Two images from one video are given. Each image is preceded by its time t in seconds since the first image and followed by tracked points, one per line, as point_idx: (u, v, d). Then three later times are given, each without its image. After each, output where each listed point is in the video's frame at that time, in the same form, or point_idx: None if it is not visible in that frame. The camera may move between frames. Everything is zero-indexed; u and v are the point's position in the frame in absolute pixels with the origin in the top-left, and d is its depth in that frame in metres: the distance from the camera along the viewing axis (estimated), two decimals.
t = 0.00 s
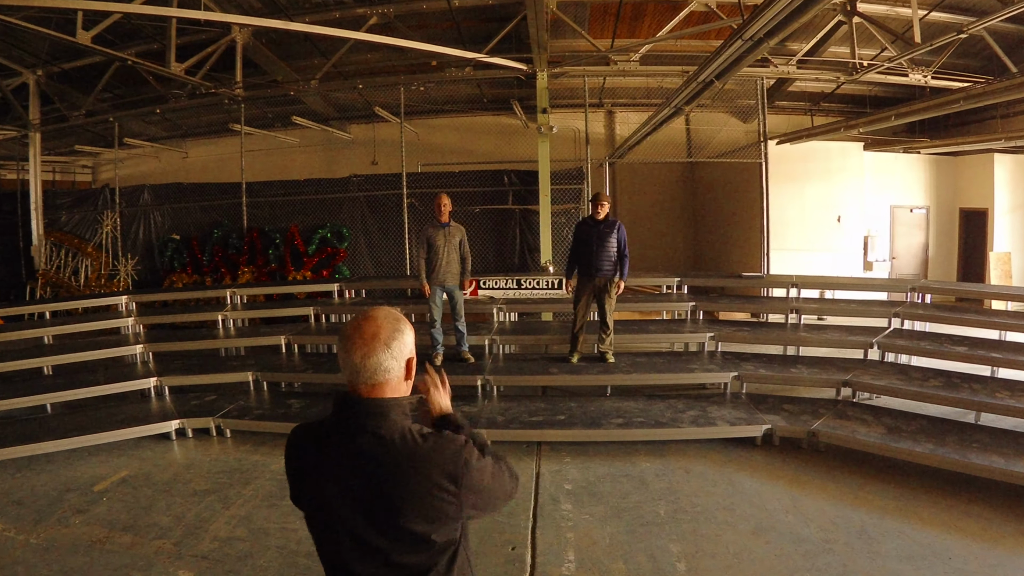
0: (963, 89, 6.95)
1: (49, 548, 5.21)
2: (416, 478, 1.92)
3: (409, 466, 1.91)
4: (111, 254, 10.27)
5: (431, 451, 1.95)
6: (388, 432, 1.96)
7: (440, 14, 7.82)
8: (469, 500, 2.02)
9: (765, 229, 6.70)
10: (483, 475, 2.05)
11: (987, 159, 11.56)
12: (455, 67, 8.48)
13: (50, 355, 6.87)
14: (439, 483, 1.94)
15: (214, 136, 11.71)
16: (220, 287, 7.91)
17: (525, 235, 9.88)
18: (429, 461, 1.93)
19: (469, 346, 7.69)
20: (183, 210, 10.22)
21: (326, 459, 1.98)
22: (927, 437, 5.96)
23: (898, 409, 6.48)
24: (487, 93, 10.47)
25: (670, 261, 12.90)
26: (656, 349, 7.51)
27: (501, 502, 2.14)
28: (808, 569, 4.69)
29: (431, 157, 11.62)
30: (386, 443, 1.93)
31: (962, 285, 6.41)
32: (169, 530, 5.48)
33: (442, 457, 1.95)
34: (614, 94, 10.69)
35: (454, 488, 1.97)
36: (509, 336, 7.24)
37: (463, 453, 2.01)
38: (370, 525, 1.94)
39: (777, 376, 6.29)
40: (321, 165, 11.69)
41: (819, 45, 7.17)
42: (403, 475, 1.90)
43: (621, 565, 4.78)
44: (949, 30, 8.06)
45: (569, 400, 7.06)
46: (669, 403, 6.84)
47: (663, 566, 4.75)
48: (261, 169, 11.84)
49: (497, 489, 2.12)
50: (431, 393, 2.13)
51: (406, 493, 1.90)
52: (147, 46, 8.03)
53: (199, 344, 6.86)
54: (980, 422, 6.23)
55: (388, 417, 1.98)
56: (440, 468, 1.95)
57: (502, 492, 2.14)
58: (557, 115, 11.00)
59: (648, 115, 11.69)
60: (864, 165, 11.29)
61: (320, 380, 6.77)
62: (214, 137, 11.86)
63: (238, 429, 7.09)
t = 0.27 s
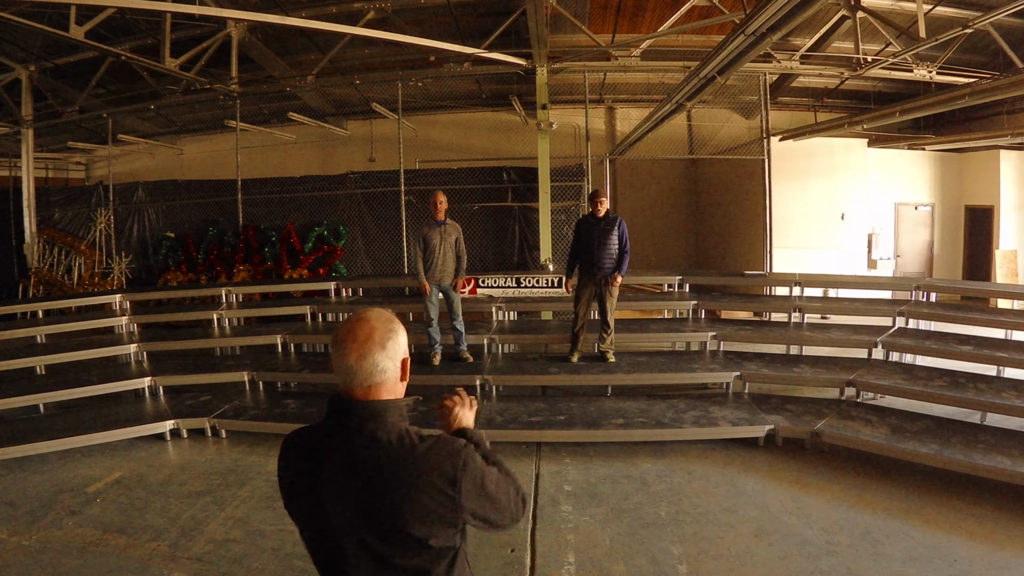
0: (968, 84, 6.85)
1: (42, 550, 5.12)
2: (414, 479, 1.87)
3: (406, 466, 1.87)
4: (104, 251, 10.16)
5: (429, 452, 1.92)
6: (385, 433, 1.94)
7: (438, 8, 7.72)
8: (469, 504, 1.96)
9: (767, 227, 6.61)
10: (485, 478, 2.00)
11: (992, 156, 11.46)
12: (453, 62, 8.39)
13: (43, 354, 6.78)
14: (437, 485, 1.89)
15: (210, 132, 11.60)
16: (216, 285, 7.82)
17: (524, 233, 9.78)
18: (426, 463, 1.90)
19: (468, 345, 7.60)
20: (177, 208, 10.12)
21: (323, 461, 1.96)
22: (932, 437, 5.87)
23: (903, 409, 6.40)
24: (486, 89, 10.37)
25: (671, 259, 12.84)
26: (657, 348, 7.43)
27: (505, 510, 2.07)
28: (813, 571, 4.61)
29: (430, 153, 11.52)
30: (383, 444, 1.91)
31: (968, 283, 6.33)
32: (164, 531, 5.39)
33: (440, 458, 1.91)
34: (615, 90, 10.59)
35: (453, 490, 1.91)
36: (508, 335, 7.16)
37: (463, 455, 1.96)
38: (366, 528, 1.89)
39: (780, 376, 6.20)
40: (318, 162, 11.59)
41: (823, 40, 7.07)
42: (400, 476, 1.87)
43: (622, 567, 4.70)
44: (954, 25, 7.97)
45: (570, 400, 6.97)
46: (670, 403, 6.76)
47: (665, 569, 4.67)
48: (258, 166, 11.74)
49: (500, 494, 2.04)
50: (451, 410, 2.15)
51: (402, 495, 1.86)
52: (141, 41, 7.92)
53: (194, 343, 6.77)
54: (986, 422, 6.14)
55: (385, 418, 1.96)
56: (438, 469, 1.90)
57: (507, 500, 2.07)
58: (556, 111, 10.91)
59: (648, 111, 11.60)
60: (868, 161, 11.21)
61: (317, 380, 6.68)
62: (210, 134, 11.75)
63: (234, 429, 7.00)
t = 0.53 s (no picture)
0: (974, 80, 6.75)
1: (33, 553, 5.03)
2: (414, 480, 1.78)
3: (405, 465, 1.77)
4: (98, 250, 10.07)
5: (430, 450, 1.81)
6: (383, 430, 1.83)
7: (436, 2, 7.61)
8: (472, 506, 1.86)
9: (770, 224, 6.52)
10: (488, 479, 1.89)
11: (1000, 153, 11.38)
12: (452, 58, 8.30)
13: (34, 353, 6.67)
14: (438, 485, 1.80)
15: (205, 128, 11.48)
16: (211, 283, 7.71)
17: (524, 231, 9.68)
18: (427, 462, 1.80)
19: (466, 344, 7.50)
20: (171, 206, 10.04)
21: (319, 457, 1.85)
22: (938, 437, 5.79)
23: (907, 409, 6.30)
24: (484, 85, 10.27)
25: (671, 256, 12.77)
26: (658, 347, 7.34)
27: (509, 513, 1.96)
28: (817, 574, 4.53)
29: (428, 150, 11.42)
30: (381, 441, 1.80)
31: (974, 281, 6.23)
32: (157, 534, 5.29)
33: (441, 458, 1.81)
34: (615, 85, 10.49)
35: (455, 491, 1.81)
36: (507, 334, 7.06)
37: (465, 454, 1.87)
38: (364, 530, 1.80)
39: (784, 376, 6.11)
40: (315, 159, 11.48)
41: (826, 35, 6.97)
42: (400, 476, 1.77)
43: (623, 570, 4.61)
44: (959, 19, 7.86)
45: (569, 400, 6.88)
46: (672, 403, 6.66)
47: (666, 571, 4.58)
48: (255, 163, 11.63)
49: (504, 498, 1.94)
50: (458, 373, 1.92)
51: (402, 496, 1.76)
52: (135, 35, 7.81)
53: (188, 342, 6.66)
54: (992, 422, 6.05)
55: (385, 413, 1.85)
56: (439, 469, 1.80)
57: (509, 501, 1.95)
58: (556, 107, 10.82)
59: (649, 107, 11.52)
60: (872, 157, 11.11)
61: (314, 380, 6.59)
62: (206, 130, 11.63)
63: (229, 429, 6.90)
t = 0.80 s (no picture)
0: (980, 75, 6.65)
1: (25, 555, 4.94)
2: (410, 481, 1.82)
3: (402, 466, 1.82)
4: (91, 247, 9.97)
5: (426, 451, 1.86)
6: (379, 432, 1.88)
7: None
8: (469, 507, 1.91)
9: (772, 222, 6.43)
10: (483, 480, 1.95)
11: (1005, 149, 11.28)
12: (450, 53, 8.19)
13: (26, 353, 6.57)
14: (435, 486, 1.84)
15: (201, 125, 11.36)
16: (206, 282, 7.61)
17: (523, 228, 9.57)
18: (423, 463, 1.85)
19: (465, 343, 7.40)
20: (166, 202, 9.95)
21: (317, 458, 1.89)
22: (943, 438, 5.70)
23: (912, 409, 6.21)
24: (483, 80, 10.17)
25: (671, 255, 12.70)
26: (659, 347, 7.24)
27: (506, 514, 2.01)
28: None
29: (426, 147, 11.31)
30: (378, 442, 1.85)
31: (979, 280, 6.14)
32: (152, 536, 5.21)
33: (436, 459, 1.86)
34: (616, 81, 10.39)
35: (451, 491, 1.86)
36: (506, 334, 6.97)
37: (460, 455, 1.92)
38: (362, 530, 1.83)
39: (787, 376, 6.02)
40: (313, 156, 11.38)
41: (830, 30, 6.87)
42: (396, 477, 1.81)
43: (624, 573, 4.52)
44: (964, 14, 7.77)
45: (570, 400, 6.79)
46: (674, 403, 6.57)
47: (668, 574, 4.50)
48: (252, 160, 11.53)
49: (500, 499, 1.98)
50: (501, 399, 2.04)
51: (398, 496, 1.81)
52: (129, 30, 7.70)
53: (183, 342, 6.57)
54: (998, 423, 5.96)
55: (380, 416, 1.91)
56: (435, 469, 1.85)
57: (506, 504, 2.00)
58: (556, 103, 10.73)
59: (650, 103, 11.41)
60: (876, 155, 11.03)
61: (310, 380, 6.49)
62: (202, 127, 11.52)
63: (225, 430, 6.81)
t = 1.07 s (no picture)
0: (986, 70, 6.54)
1: (17, 557, 4.86)
2: (405, 481, 1.78)
3: (397, 466, 1.77)
4: (84, 245, 9.93)
5: (421, 451, 1.82)
6: (373, 431, 1.81)
7: None
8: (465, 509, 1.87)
9: (775, 219, 6.33)
10: (480, 481, 1.91)
11: (1013, 146, 11.21)
12: (449, 48, 8.08)
13: (18, 352, 6.47)
14: (430, 486, 1.80)
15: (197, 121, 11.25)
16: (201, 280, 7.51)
17: (523, 226, 9.47)
18: (418, 463, 1.80)
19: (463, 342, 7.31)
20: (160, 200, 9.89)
21: (309, 458, 1.84)
22: (948, 438, 5.62)
23: (917, 409, 6.12)
24: (482, 75, 10.07)
25: (671, 253, 12.63)
26: (661, 346, 7.15)
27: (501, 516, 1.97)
28: None
29: (425, 143, 11.21)
30: (372, 442, 1.79)
31: (986, 278, 6.04)
32: (146, 538, 5.12)
33: (432, 458, 1.81)
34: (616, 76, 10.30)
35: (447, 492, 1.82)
36: (505, 333, 6.88)
37: (457, 455, 1.87)
38: (356, 532, 1.79)
39: (791, 375, 5.93)
40: (310, 153, 11.29)
41: (834, 25, 6.77)
42: (391, 478, 1.77)
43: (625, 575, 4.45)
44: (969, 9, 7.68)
45: (570, 400, 6.70)
46: (675, 403, 6.48)
47: None
48: (249, 157, 11.42)
49: (496, 500, 1.95)
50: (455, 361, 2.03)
51: (393, 497, 1.76)
52: (122, 25, 7.58)
53: (177, 341, 6.47)
54: (1004, 423, 5.88)
55: (375, 416, 1.84)
56: (431, 470, 1.81)
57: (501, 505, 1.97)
58: (556, 99, 10.63)
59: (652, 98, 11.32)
60: (881, 151, 10.91)
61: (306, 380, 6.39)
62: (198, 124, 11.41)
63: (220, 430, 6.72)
